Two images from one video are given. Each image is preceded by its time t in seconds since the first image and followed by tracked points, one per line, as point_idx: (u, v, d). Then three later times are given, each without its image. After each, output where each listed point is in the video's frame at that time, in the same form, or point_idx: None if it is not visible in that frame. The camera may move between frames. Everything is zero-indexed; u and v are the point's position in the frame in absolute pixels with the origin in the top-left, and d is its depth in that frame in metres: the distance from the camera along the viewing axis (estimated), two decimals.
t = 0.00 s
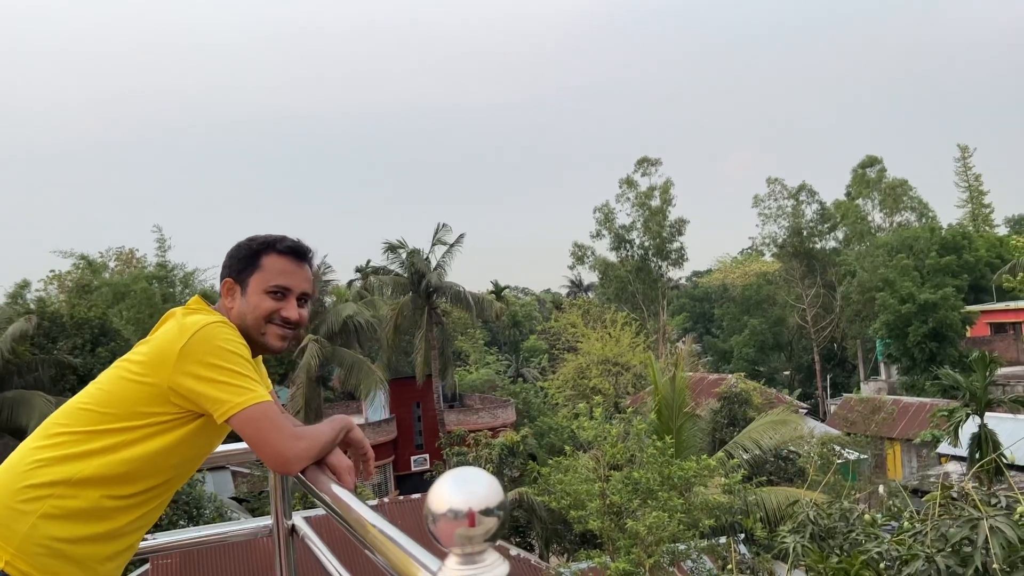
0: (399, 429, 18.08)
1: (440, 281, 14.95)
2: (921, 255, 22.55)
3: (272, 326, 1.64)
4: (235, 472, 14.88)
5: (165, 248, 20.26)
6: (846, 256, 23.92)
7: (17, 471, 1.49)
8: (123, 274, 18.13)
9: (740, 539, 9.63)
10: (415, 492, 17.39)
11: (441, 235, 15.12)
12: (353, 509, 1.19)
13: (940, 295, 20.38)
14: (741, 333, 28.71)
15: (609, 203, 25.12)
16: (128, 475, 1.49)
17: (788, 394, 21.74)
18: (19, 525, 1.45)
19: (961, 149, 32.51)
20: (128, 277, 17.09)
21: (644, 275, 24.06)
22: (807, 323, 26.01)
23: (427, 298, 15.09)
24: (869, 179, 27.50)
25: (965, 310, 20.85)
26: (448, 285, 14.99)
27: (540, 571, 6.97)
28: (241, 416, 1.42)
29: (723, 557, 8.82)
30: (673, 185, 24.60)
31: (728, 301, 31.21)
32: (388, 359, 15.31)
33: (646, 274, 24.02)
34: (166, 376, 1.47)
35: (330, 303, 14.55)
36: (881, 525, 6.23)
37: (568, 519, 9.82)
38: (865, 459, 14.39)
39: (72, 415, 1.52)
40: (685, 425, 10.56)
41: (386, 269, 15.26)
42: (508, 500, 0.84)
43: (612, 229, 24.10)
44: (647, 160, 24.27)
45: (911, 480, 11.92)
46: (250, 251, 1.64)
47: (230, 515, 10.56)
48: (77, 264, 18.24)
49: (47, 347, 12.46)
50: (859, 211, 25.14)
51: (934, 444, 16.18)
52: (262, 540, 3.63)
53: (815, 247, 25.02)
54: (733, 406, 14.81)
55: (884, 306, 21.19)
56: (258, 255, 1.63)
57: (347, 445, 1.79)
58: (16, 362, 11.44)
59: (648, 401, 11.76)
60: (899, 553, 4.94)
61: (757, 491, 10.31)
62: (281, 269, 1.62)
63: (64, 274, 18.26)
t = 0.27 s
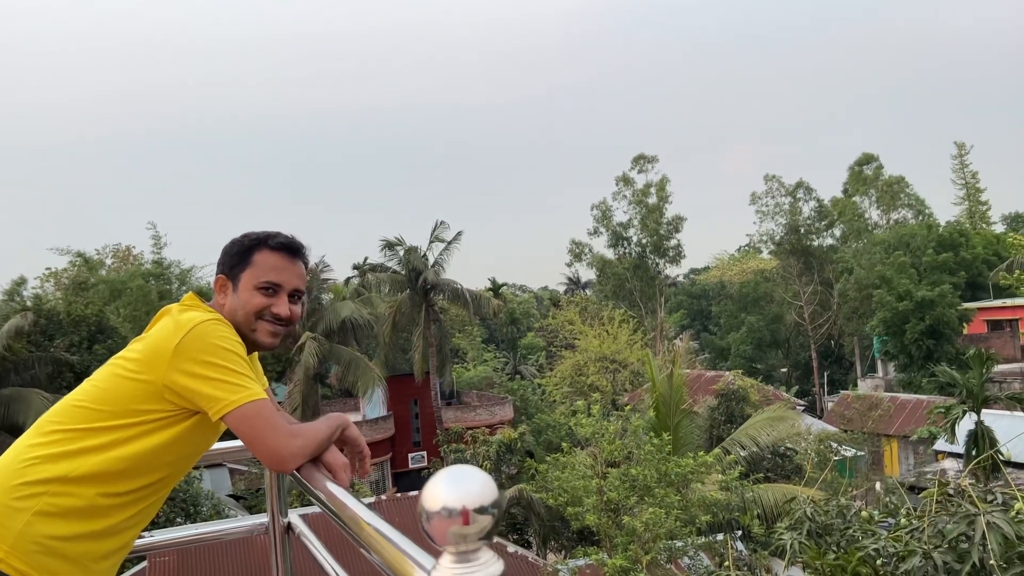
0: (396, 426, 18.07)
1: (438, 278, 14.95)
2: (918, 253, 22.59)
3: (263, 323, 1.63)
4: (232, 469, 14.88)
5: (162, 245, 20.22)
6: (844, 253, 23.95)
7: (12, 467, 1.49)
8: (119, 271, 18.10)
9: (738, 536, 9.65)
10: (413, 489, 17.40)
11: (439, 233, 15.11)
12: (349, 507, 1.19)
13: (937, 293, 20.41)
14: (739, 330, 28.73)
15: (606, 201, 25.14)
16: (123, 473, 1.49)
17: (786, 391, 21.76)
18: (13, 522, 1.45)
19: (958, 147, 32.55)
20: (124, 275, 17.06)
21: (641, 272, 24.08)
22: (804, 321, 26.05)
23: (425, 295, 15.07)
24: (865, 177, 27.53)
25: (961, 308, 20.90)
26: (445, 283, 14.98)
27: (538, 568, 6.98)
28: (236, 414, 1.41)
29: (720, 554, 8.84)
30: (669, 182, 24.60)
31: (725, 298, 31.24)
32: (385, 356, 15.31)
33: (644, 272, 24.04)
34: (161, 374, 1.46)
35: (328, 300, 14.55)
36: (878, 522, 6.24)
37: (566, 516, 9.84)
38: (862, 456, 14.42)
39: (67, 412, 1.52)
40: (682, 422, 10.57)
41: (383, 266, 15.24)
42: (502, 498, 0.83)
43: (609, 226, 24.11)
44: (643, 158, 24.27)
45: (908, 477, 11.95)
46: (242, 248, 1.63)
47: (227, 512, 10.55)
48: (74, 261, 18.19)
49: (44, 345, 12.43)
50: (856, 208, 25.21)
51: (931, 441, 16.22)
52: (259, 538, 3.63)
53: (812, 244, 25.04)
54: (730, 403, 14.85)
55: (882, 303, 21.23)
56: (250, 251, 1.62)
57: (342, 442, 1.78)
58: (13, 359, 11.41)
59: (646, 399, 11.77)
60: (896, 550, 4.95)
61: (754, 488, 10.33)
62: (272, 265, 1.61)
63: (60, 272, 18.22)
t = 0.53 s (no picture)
0: (395, 425, 18.07)
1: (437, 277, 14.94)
2: (917, 252, 22.61)
3: (258, 320, 1.63)
4: (231, 468, 14.87)
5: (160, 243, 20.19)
6: (842, 253, 23.97)
7: (10, 464, 1.49)
8: (118, 269, 18.08)
9: (736, 535, 9.65)
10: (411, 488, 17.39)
11: (437, 231, 15.10)
12: (347, 504, 1.18)
13: (935, 293, 20.42)
14: (737, 330, 28.72)
15: (604, 200, 25.15)
16: (122, 470, 1.49)
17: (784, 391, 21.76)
18: (11, 519, 1.45)
19: (957, 147, 32.54)
20: (123, 273, 17.04)
21: (640, 272, 24.08)
22: (803, 321, 26.06)
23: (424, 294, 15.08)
24: (864, 177, 27.53)
25: (960, 308, 20.92)
26: (444, 281, 14.98)
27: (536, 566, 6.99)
28: (233, 411, 1.41)
29: (718, 553, 8.85)
30: (667, 182, 24.60)
31: (724, 298, 31.22)
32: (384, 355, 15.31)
33: (643, 271, 24.04)
34: (158, 370, 1.46)
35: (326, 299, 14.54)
36: (875, 521, 6.24)
37: (564, 515, 9.84)
38: (860, 455, 14.42)
39: (65, 409, 1.51)
40: (681, 421, 10.57)
41: (382, 265, 15.25)
42: (499, 494, 0.83)
43: (608, 225, 24.12)
44: (641, 157, 24.27)
45: (906, 477, 11.94)
46: (237, 243, 1.63)
47: (225, 511, 10.54)
48: (72, 259, 18.18)
49: (42, 342, 12.43)
50: (855, 208, 25.23)
51: (929, 440, 16.22)
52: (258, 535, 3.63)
53: (811, 244, 25.05)
54: (729, 402, 14.86)
55: (880, 303, 21.25)
56: (245, 248, 1.62)
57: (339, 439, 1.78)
58: (11, 357, 11.40)
59: (645, 398, 11.79)
60: (894, 549, 4.95)
61: (752, 487, 10.33)
62: (267, 261, 1.61)
63: (59, 269, 18.20)
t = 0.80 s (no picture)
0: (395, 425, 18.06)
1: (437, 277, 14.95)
2: (917, 254, 22.61)
3: (261, 321, 1.63)
4: (231, 467, 14.86)
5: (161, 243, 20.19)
6: (843, 255, 23.97)
7: (13, 465, 1.49)
8: (119, 268, 18.08)
9: (735, 537, 9.64)
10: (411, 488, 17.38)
11: (438, 232, 15.11)
12: (347, 504, 1.19)
13: (935, 295, 20.42)
14: (738, 331, 28.70)
15: (604, 201, 25.15)
16: (125, 471, 1.49)
17: (784, 393, 21.73)
18: (14, 520, 1.45)
19: (958, 149, 32.52)
20: (123, 272, 17.04)
21: (641, 273, 24.07)
22: (803, 322, 26.05)
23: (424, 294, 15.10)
24: (864, 179, 27.54)
25: (960, 310, 20.92)
26: (445, 282, 15.00)
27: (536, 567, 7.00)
28: (234, 412, 1.41)
29: (718, 554, 8.85)
30: (667, 183, 24.60)
31: (724, 299, 31.20)
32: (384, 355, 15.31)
33: (643, 272, 24.03)
34: (161, 371, 1.46)
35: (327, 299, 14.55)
36: (875, 524, 6.24)
37: (564, 516, 9.84)
38: (860, 457, 14.41)
39: (68, 409, 1.52)
40: (681, 422, 10.57)
41: (382, 265, 15.26)
42: (500, 497, 0.83)
43: (608, 226, 24.12)
44: (641, 158, 24.28)
45: (907, 479, 11.92)
46: (241, 245, 1.63)
47: (225, 510, 10.54)
48: (73, 258, 18.19)
49: (43, 341, 12.43)
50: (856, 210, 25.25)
51: (929, 443, 16.21)
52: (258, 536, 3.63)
53: (812, 245, 25.07)
54: (729, 404, 14.86)
55: (881, 305, 21.24)
56: (249, 250, 1.62)
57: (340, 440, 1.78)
58: (12, 356, 11.40)
59: (645, 399, 11.80)
60: (893, 551, 4.95)
61: (752, 489, 10.33)
62: (271, 264, 1.61)
63: (60, 269, 18.20)
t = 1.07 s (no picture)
0: (396, 427, 18.07)
1: (439, 280, 14.96)
2: (919, 259, 22.61)
3: (267, 321, 1.64)
4: (231, 468, 14.87)
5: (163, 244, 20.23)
6: (845, 259, 23.98)
7: (16, 465, 1.49)
8: (121, 269, 18.11)
9: (736, 541, 9.61)
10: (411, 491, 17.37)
11: (440, 234, 15.12)
12: (350, 506, 1.19)
13: (937, 300, 20.40)
14: (739, 335, 28.67)
15: (606, 204, 25.17)
16: (128, 471, 1.49)
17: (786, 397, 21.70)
18: (17, 519, 1.45)
19: (961, 153, 32.50)
20: (125, 273, 17.07)
21: (642, 276, 24.05)
22: (805, 326, 26.03)
23: (426, 296, 15.11)
24: (866, 184, 27.53)
25: (962, 314, 20.89)
26: (447, 284, 15.02)
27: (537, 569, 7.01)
28: (238, 412, 1.42)
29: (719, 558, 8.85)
30: (668, 186, 24.62)
31: (726, 302, 31.18)
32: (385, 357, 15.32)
33: (645, 275, 24.01)
34: (165, 371, 1.47)
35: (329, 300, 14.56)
36: (876, 528, 6.23)
37: (564, 519, 9.83)
38: (861, 462, 14.39)
39: (71, 410, 1.52)
40: (682, 426, 10.57)
41: (384, 267, 15.28)
42: (503, 499, 0.84)
43: (610, 230, 24.14)
44: (642, 161, 24.29)
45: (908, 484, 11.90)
46: (247, 246, 1.63)
47: (225, 511, 10.54)
48: (76, 259, 18.22)
49: (45, 342, 12.46)
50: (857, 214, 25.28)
51: (930, 447, 16.18)
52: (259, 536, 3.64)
53: (814, 249, 25.07)
54: (730, 407, 14.85)
55: (883, 309, 21.21)
56: (254, 251, 1.63)
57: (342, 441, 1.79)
58: (14, 356, 11.42)
59: (646, 402, 11.80)
60: (894, 555, 4.94)
61: (753, 493, 10.32)
62: (277, 265, 1.62)
63: (62, 269, 18.24)
